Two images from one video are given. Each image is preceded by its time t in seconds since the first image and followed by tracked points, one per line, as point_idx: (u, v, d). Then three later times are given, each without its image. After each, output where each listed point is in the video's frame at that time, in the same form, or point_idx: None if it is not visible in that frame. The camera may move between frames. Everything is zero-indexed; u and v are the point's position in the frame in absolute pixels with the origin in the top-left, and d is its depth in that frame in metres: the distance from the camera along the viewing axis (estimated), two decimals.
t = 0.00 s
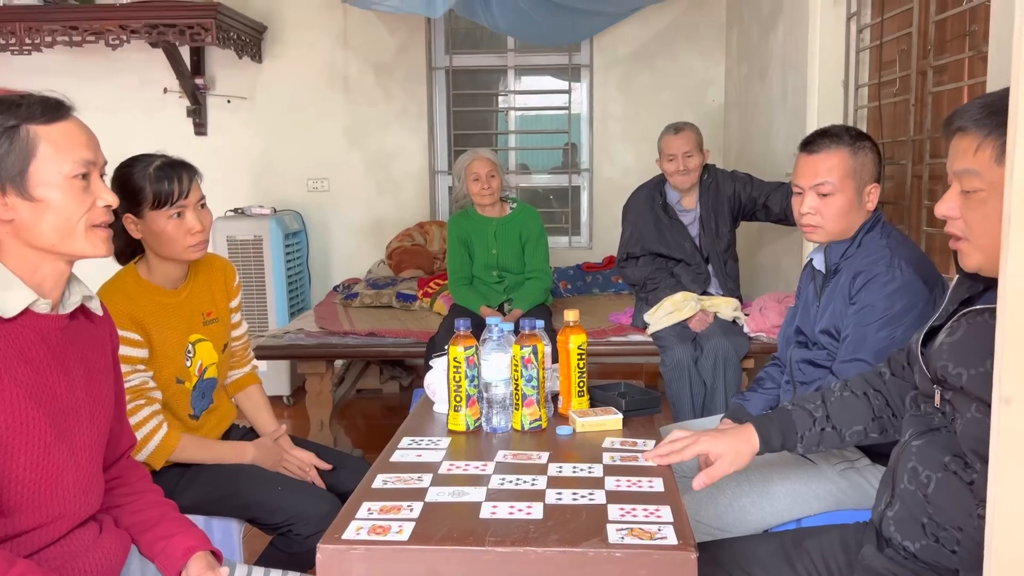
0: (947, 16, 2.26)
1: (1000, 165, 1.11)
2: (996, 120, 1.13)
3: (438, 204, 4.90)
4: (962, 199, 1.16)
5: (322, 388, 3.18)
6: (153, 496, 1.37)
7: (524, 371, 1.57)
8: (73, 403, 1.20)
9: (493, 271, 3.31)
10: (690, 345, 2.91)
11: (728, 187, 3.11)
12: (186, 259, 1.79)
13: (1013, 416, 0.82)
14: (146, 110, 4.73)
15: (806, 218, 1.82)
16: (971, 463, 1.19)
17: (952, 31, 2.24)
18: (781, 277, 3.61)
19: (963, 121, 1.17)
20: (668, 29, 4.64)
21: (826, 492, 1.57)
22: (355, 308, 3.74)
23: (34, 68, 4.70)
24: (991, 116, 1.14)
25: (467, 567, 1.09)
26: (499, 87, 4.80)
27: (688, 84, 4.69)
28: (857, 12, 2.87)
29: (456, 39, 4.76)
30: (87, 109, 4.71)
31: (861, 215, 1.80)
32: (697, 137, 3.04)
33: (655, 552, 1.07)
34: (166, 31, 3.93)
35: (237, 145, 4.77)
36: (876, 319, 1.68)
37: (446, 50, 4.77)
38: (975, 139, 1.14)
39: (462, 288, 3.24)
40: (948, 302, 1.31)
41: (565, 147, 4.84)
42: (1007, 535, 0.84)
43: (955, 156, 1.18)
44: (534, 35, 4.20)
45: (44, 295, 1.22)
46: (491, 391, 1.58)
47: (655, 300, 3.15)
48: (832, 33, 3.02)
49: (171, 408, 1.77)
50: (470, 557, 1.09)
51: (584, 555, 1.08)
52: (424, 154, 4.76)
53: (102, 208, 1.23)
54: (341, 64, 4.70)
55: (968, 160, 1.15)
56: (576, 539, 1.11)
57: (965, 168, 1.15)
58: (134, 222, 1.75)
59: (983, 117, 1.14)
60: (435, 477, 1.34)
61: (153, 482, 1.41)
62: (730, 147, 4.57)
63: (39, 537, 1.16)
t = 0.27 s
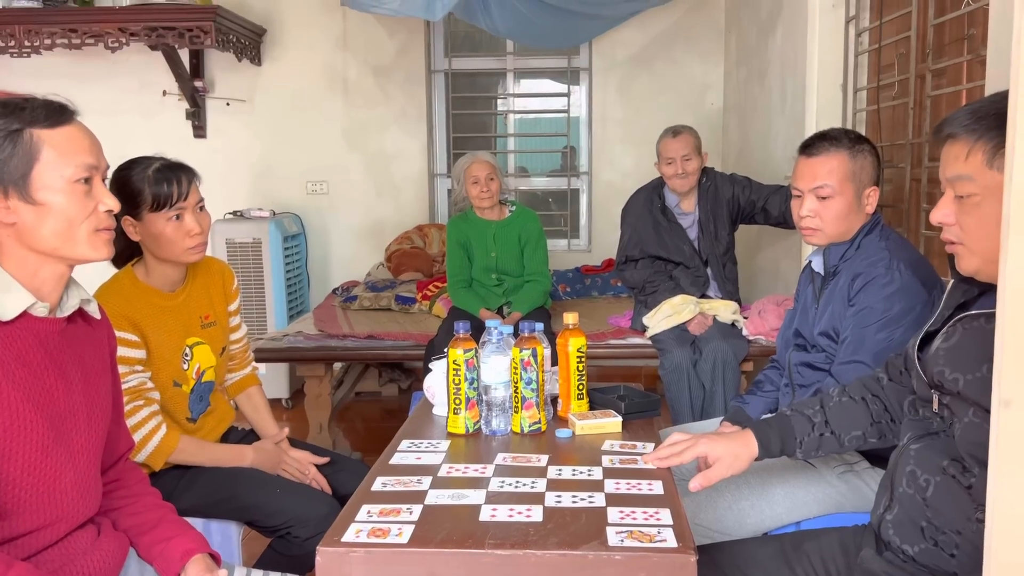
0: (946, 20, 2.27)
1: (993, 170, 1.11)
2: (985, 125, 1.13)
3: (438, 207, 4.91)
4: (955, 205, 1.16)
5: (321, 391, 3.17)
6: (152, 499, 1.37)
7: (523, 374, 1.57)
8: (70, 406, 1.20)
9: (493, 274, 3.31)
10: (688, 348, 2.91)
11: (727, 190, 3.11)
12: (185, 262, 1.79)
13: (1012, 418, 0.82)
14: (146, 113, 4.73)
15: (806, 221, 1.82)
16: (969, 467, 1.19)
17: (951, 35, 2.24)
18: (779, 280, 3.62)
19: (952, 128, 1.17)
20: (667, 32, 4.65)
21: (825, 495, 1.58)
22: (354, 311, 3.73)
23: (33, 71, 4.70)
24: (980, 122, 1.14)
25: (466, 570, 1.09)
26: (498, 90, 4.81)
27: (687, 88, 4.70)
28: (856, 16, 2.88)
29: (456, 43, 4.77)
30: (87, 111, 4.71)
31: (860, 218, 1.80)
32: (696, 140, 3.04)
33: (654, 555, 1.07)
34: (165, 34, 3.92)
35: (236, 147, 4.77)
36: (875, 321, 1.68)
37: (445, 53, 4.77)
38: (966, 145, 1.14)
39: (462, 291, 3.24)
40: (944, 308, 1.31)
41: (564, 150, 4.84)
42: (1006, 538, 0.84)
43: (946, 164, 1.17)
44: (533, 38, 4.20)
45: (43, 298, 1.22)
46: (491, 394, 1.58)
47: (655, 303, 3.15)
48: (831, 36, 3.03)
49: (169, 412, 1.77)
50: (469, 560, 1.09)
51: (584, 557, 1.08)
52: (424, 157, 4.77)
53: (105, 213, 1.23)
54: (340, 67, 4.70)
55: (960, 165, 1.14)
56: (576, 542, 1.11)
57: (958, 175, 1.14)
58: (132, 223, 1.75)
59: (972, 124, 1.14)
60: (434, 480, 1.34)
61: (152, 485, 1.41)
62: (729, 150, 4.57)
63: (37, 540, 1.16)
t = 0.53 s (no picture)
0: (945, 24, 2.27)
1: (988, 175, 1.11)
2: (980, 129, 1.13)
3: (437, 210, 4.91)
4: (953, 210, 1.16)
5: (320, 393, 3.17)
6: (152, 501, 1.37)
7: (523, 376, 1.57)
8: (70, 408, 1.19)
9: (492, 276, 3.31)
10: (688, 350, 2.91)
11: (726, 193, 3.11)
12: (187, 263, 1.79)
13: (1013, 420, 0.82)
14: (145, 115, 4.73)
15: (805, 224, 1.82)
16: (970, 469, 1.19)
17: (950, 38, 2.25)
18: (778, 283, 3.62)
19: (946, 134, 1.17)
20: (666, 35, 4.65)
21: (825, 498, 1.58)
22: (353, 314, 3.73)
23: (33, 73, 4.70)
24: (974, 127, 1.14)
25: (467, 572, 1.09)
26: (497, 93, 4.81)
27: (685, 91, 4.70)
28: (855, 19, 2.89)
29: (455, 45, 4.78)
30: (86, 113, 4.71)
31: (860, 220, 1.80)
32: (695, 143, 3.05)
33: (654, 557, 1.07)
34: (165, 36, 3.92)
35: (236, 150, 4.77)
36: (875, 324, 1.69)
37: (445, 56, 4.78)
38: (960, 150, 1.14)
39: (461, 293, 3.24)
40: (943, 311, 1.31)
41: (563, 153, 4.84)
42: (1007, 541, 0.84)
43: (943, 169, 1.18)
44: (533, 41, 4.20)
45: (43, 300, 1.21)
46: (491, 396, 1.59)
47: (654, 305, 3.15)
48: (830, 40, 3.04)
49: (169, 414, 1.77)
50: (471, 562, 1.09)
51: (585, 559, 1.08)
52: (423, 160, 4.77)
53: (107, 215, 1.22)
54: (339, 70, 4.70)
55: (955, 171, 1.15)
56: (577, 544, 1.11)
57: (954, 180, 1.15)
58: (135, 224, 1.75)
59: (967, 128, 1.14)
60: (435, 482, 1.34)
61: (151, 487, 1.41)
62: (728, 154, 4.58)
63: (36, 542, 1.16)
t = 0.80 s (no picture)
0: (944, 26, 2.28)
1: (985, 177, 1.12)
2: (976, 133, 1.13)
3: (436, 211, 4.91)
4: (951, 213, 1.16)
5: (319, 395, 3.17)
6: (152, 502, 1.37)
7: (523, 377, 1.57)
8: (71, 409, 1.19)
9: (492, 278, 3.31)
10: (687, 352, 2.91)
11: (725, 195, 3.12)
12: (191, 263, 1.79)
13: (1013, 422, 0.83)
14: (144, 117, 4.73)
15: (805, 226, 1.83)
16: (970, 472, 1.19)
17: (949, 41, 2.25)
18: (777, 285, 3.62)
19: (943, 138, 1.17)
20: (665, 38, 4.66)
21: (825, 500, 1.58)
22: (352, 315, 3.73)
23: (32, 74, 4.70)
24: (970, 130, 1.14)
25: (469, 573, 1.09)
26: (496, 95, 4.81)
27: (684, 93, 4.71)
28: (854, 22, 2.89)
29: (454, 47, 4.78)
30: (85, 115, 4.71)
31: (859, 222, 1.81)
32: (694, 145, 3.05)
33: (655, 559, 1.07)
34: (164, 37, 3.92)
35: (235, 151, 4.77)
36: (875, 326, 1.69)
37: (444, 58, 4.78)
38: (957, 154, 1.14)
39: (460, 295, 3.24)
40: (942, 314, 1.31)
41: (562, 155, 4.84)
42: (1007, 542, 0.84)
43: (940, 172, 1.18)
44: (532, 43, 4.20)
45: (46, 302, 1.21)
46: (491, 398, 1.59)
47: (653, 307, 3.15)
48: (829, 42, 3.04)
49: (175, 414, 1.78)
50: (472, 563, 1.09)
51: (586, 560, 1.08)
52: (422, 161, 4.77)
53: (110, 218, 1.22)
54: (339, 71, 4.70)
55: (952, 174, 1.15)
56: (578, 545, 1.11)
57: (952, 183, 1.15)
58: (140, 223, 1.74)
59: (963, 132, 1.15)
60: (435, 483, 1.34)
61: (152, 488, 1.41)
62: (727, 156, 4.58)
63: (37, 543, 1.16)
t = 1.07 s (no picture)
0: (943, 28, 2.28)
1: (986, 180, 1.12)
2: (976, 135, 1.13)
3: (436, 212, 4.91)
4: (951, 216, 1.16)
5: (319, 396, 3.17)
6: (152, 503, 1.36)
7: (524, 378, 1.57)
8: (72, 410, 1.19)
9: (492, 279, 3.31)
10: (686, 353, 2.91)
11: (724, 197, 3.12)
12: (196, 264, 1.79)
13: (1015, 423, 0.83)
14: (144, 117, 4.72)
15: (805, 227, 1.82)
16: (971, 473, 1.19)
17: (948, 43, 2.26)
18: (777, 286, 3.63)
19: (943, 140, 1.18)
20: (664, 39, 4.67)
21: (825, 501, 1.58)
22: (351, 316, 3.73)
23: (31, 75, 4.70)
24: (969, 133, 1.14)
25: (469, 574, 1.09)
26: (496, 96, 4.81)
27: (683, 94, 4.71)
28: (854, 24, 2.90)
29: (454, 48, 4.78)
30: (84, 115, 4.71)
31: (859, 224, 1.81)
32: (694, 147, 3.05)
33: (656, 560, 1.07)
34: (163, 38, 3.92)
35: (234, 151, 4.77)
36: (875, 327, 1.69)
37: (444, 59, 4.78)
38: (957, 157, 1.14)
39: (460, 296, 3.24)
40: (943, 316, 1.31)
41: (561, 156, 4.84)
42: (1009, 543, 0.84)
43: (940, 175, 1.18)
44: (531, 44, 4.20)
45: (47, 302, 1.21)
46: (491, 398, 1.58)
47: (653, 308, 3.15)
48: (828, 44, 3.05)
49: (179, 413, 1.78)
50: (473, 563, 1.09)
51: (587, 561, 1.08)
52: (422, 162, 4.77)
53: (112, 217, 1.22)
54: (338, 72, 4.70)
55: (952, 177, 1.15)
56: (579, 546, 1.11)
57: (952, 185, 1.15)
58: (148, 223, 1.75)
59: (962, 134, 1.15)
60: (436, 484, 1.33)
61: (152, 488, 1.41)
62: (726, 158, 4.58)
63: (37, 544, 1.15)
